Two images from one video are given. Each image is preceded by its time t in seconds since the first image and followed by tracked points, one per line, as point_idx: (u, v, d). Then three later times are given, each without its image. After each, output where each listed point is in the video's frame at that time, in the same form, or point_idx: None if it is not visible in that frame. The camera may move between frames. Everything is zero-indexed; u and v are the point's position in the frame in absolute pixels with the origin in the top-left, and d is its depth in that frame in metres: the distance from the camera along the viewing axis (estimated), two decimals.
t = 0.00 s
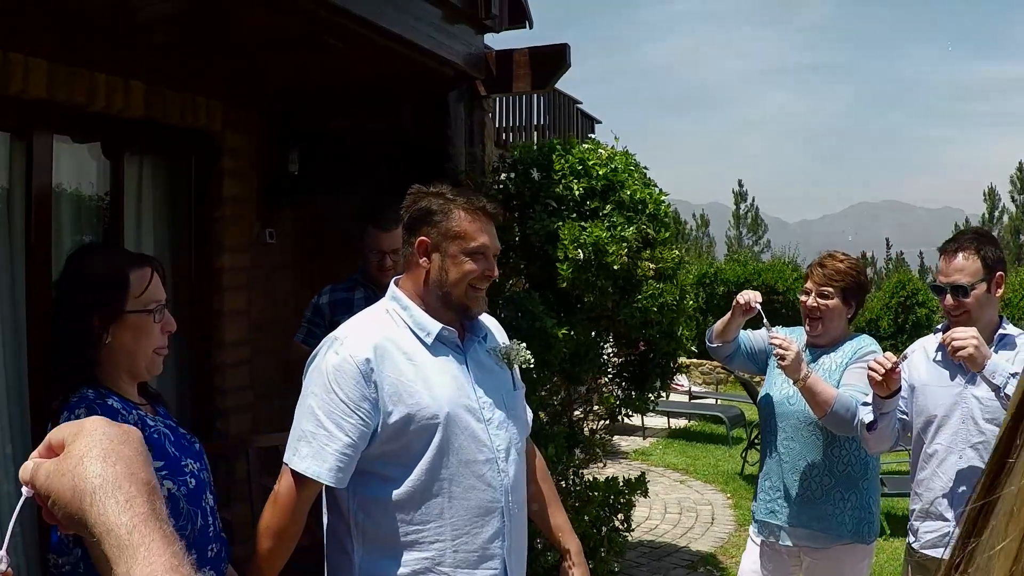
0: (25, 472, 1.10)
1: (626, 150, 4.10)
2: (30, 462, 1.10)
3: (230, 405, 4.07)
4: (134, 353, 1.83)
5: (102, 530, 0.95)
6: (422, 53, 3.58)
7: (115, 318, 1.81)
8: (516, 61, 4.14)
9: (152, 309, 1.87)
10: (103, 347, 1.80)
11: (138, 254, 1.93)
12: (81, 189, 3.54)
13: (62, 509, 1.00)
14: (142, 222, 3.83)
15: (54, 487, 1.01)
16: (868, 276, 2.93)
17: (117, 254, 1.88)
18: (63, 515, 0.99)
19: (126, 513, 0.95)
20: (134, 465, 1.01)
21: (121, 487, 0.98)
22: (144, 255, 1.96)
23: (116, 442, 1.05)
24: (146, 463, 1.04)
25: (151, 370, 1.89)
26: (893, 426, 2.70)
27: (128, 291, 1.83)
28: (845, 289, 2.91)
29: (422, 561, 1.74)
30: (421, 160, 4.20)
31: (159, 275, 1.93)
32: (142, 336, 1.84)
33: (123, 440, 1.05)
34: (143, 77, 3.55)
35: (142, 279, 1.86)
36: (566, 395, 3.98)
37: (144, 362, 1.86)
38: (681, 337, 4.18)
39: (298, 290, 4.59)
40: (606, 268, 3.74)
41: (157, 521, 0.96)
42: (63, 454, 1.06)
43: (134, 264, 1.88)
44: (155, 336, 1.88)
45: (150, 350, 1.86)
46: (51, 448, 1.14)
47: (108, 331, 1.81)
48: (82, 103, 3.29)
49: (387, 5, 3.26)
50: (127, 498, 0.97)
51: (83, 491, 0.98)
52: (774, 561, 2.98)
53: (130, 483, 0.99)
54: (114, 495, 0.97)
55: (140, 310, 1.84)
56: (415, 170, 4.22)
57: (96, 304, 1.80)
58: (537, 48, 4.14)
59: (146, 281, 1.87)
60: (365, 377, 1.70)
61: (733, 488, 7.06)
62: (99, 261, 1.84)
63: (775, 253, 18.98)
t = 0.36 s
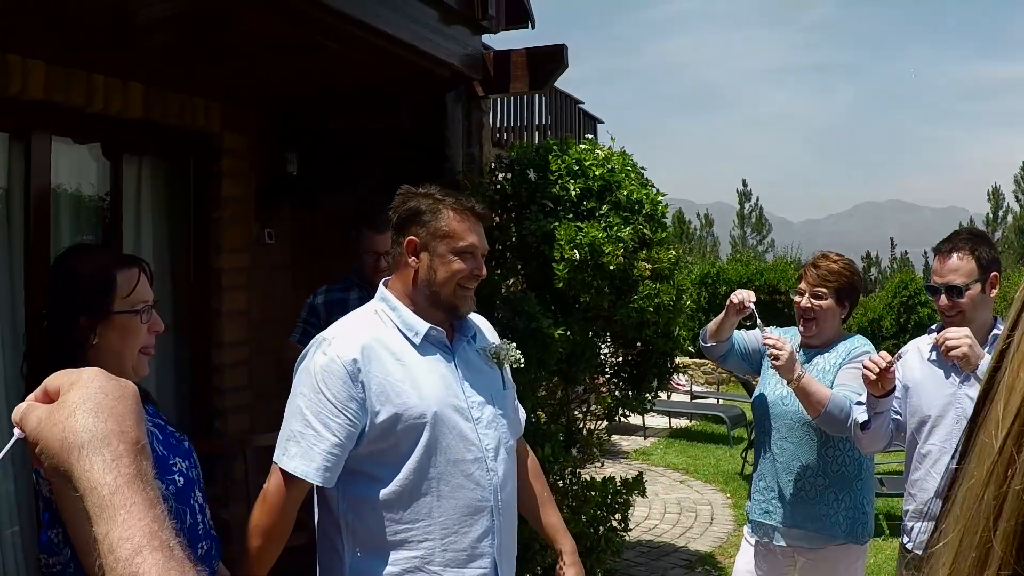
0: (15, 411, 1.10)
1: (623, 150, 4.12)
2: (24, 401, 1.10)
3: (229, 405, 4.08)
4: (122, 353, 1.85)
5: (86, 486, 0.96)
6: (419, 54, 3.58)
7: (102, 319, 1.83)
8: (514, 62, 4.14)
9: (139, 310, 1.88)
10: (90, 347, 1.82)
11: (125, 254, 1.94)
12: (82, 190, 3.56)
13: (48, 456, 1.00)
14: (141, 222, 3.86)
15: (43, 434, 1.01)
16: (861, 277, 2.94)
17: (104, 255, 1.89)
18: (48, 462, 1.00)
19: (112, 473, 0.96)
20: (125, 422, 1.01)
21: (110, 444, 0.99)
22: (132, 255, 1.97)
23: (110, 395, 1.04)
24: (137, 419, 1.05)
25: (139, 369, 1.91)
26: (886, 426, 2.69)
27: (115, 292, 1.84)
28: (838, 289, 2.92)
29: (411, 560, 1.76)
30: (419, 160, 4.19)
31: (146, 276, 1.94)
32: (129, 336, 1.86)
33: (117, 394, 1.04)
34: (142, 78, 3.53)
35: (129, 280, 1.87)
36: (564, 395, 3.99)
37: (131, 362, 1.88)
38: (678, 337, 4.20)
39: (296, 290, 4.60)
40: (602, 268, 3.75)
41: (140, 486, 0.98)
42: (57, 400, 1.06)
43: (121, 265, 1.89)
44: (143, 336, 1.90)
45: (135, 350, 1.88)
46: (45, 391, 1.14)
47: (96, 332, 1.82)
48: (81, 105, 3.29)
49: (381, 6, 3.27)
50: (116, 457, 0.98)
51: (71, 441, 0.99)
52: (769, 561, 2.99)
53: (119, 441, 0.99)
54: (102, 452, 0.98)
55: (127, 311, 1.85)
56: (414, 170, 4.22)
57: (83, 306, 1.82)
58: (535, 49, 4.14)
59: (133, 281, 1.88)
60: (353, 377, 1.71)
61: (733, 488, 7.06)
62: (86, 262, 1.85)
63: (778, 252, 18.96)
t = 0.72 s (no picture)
0: (2, 331, 1.01)
1: (621, 150, 4.14)
2: (13, 324, 1.01)
3: (228, 405, 4.07)
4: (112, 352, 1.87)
5: (67, 431, 0.88)
6: (416, 54, 3.58)
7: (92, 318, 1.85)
8: (511, 62, 4.12)
9: (128, 308, 1.91)
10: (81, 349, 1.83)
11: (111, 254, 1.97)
12: (82, 191, 3.59)
13: (31, 388, 0.92)
14: (140, 222, 3.86)
15: (29, 366, 0.92)
16: (856, 276, 2.93)
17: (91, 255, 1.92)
18: (32, 395, 0.91)
19: (98, 422, 0.89)
20: (116, 368, 0.93)
21: (98, 388, 0.90)
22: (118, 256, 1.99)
23: (105, 335, 0.95)
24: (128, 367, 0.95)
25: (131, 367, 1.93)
26: (880, 427, 2.66)
27: (105, 293, 1.87)
28: (833, 290, 2.91)
29: (400, 559, 1.77)
30: (419, 160, 4.18)
31: (134, 275, 1.97)
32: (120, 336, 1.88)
33: (112, 336, 0.95)
34: (141, 79, 3.52)
35: (118, 280, 1.90)
36: (561, 395, 4.00)
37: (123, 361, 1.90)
38: (676, 338, 4.23)
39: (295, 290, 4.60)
40: (598, 268, 3.75)
41: (124, 440, 0.90)
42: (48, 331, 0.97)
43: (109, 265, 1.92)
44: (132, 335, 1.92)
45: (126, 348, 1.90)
46: (41, 318, 1.05)
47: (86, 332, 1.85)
48: (79, 105, 3.27)
49: (377, 6, 3.27)
50: (102, 406, 0.90)
51: (57, 378, 0.90)
52: (763, 561, 2.98)
53: (108, 388, 0.91)
54: (89, 397, 0.90)
55: (117, 310, 1.89)
56: (413, 170, 4.21)
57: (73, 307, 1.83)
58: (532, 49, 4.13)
59: (121, 280, 1.91)
60: (339, 377, 1.72)
61: (733, 488, 7.06)
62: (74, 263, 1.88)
63: (781, 251, 18.93)
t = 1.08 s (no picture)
0: None
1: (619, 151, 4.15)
2: None
3: (228, 405, 4.07)
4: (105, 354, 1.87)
5: (18, 372, 0.85)
6: (412, 54, 3.58)
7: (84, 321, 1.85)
8: (509, 62, 4.12)
9: (120, 309, 1.92)
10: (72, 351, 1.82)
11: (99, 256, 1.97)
12: (81, 191, 3.59)
13: None
14: (138, 222, 3.86)
15: None
16: (850, 277, 2.94)
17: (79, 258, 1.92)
18: None
19: (55, 369, 0.86)
20: (73, 309, 0.89)
21: (54, 331, 0.87)
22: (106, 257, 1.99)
23: (62, 270, 0.91)
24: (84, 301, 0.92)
25: (125, 368, 1.93)
26: (875, 428, 2.65)
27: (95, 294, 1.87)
28: (828, 290, 2.91)
29: (389, 559, 1.79)
30: (418, 160, 4.17)
31: (124, 275, 1.98)
32: (112, 336, 1.88)
33: (68, 271, 0.91)
34: (138, 79, 3.51)
35: (108, 281, 1.90)
36: (558, 395, 4.00)
37: (117, 361, 1.90)
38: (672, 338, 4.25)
39: (294, 290, 4.60)
40: (594, 268, 3.76)
41: (80, 388, 0.88)
42: None
43: (99, 267, 1.92)
44: (124, 336, 1.93)
45: (120, 348, 1.91)
46: None
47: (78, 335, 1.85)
48: (76, 106, 3.27)
49: (373, 7, 3.27)
50: (59, 350, 0.87)
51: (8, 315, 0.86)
52: (758, 562, 2.98)
53: (63, 329, 0.88)
54: (45, 340, 0.86)
55: (107, 311, 1.89)
56: (413, 170, 4.21)
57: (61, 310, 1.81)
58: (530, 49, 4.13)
59: (112, 281, 1.91)
60: (326, 376, 1.75)
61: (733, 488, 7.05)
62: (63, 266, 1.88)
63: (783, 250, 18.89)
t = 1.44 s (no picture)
0: None
1: (619, 153, 4.16)
2: None
3: (227, 406, 4.07)
4: (103, 357, 1.88)
5: None
6: (409, 55, 3.58)
7: (81, 325, 1.86)
8: (508, 63, 4.12)
9: (118, 313, 1.92)
10: (71, 356, 1.84)
11: (94, 258, 1.97)
12: (81, 191, 3.60)
13: None
14: (138, 223, 3.87)
15: None
16: (847, 279, 2.94)
17: (74, 261, 1.91)
18: None
19: None
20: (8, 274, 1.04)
21: None
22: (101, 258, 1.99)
23: None
24: (21, 246, 1.07)
25: (125, 370, 1.94)
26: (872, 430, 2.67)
27: (92, 297, 1.87)
28: (824, 292, 2.92)
29: (382, 560, 1.83)
30: (418, 160, 4.17)
31: (121, 277, 1.98)
32: (111, 339, 1.89)
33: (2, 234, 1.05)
34: (137, 80, 3.52)
35: (104, 283, 1.90)
36: (558, 396, 4.00)
37: (117, 364, 1.91)
38: (671, 339, 4.26)
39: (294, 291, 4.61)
40: (593, 270, 3.77)
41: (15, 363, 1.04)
42: None
43: (95, 270, 1.92)
44: (123, 339, 1.93)
45: (120, 351, 1.92)
46: None
47: (76, 339, 1.85)
48: (75, 107, 3.28)
49: (371, 9, 3.27)
50: None
51: None
52: (755, 564, 2.97)
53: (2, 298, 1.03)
54: None
55: (105, 314, 1.89)
56: (413, 170, 4.20)
57: (62, 313, 1.85)
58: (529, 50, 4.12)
59: (108, 284, 1.91)
60: (318, 377, 1.79)
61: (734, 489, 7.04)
62: (58, 270, 1.87)
63: (787, 250, 18.84)
